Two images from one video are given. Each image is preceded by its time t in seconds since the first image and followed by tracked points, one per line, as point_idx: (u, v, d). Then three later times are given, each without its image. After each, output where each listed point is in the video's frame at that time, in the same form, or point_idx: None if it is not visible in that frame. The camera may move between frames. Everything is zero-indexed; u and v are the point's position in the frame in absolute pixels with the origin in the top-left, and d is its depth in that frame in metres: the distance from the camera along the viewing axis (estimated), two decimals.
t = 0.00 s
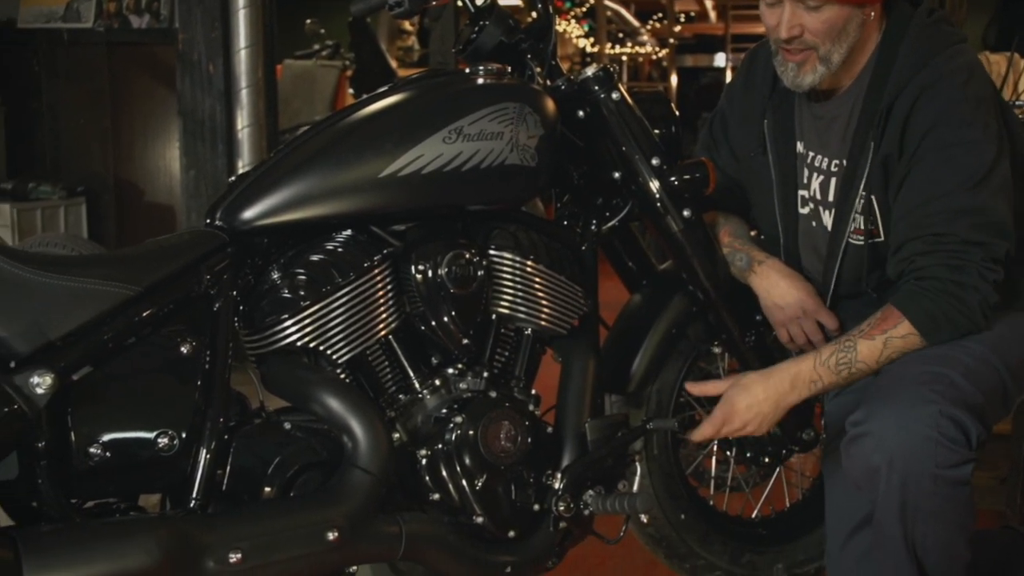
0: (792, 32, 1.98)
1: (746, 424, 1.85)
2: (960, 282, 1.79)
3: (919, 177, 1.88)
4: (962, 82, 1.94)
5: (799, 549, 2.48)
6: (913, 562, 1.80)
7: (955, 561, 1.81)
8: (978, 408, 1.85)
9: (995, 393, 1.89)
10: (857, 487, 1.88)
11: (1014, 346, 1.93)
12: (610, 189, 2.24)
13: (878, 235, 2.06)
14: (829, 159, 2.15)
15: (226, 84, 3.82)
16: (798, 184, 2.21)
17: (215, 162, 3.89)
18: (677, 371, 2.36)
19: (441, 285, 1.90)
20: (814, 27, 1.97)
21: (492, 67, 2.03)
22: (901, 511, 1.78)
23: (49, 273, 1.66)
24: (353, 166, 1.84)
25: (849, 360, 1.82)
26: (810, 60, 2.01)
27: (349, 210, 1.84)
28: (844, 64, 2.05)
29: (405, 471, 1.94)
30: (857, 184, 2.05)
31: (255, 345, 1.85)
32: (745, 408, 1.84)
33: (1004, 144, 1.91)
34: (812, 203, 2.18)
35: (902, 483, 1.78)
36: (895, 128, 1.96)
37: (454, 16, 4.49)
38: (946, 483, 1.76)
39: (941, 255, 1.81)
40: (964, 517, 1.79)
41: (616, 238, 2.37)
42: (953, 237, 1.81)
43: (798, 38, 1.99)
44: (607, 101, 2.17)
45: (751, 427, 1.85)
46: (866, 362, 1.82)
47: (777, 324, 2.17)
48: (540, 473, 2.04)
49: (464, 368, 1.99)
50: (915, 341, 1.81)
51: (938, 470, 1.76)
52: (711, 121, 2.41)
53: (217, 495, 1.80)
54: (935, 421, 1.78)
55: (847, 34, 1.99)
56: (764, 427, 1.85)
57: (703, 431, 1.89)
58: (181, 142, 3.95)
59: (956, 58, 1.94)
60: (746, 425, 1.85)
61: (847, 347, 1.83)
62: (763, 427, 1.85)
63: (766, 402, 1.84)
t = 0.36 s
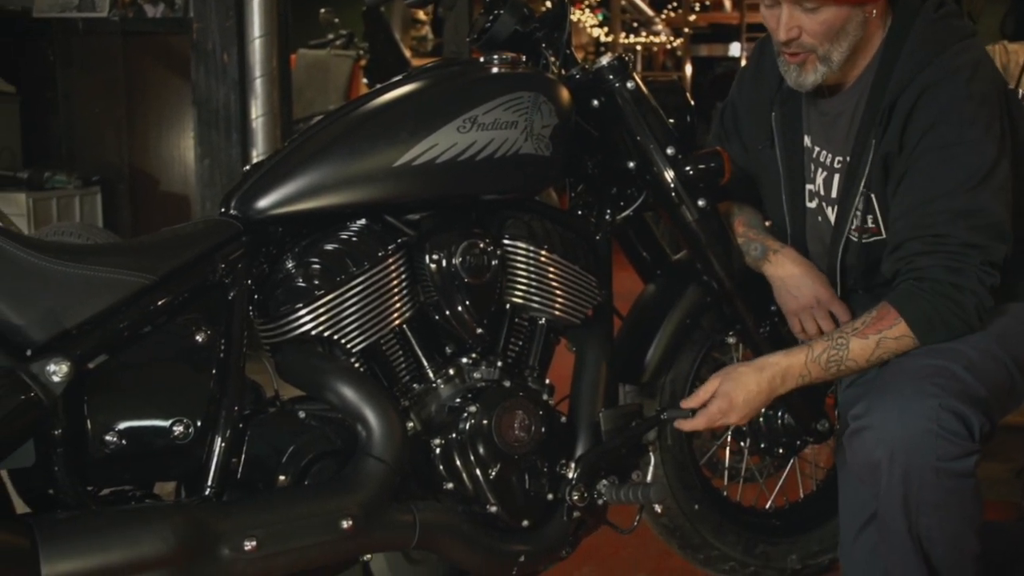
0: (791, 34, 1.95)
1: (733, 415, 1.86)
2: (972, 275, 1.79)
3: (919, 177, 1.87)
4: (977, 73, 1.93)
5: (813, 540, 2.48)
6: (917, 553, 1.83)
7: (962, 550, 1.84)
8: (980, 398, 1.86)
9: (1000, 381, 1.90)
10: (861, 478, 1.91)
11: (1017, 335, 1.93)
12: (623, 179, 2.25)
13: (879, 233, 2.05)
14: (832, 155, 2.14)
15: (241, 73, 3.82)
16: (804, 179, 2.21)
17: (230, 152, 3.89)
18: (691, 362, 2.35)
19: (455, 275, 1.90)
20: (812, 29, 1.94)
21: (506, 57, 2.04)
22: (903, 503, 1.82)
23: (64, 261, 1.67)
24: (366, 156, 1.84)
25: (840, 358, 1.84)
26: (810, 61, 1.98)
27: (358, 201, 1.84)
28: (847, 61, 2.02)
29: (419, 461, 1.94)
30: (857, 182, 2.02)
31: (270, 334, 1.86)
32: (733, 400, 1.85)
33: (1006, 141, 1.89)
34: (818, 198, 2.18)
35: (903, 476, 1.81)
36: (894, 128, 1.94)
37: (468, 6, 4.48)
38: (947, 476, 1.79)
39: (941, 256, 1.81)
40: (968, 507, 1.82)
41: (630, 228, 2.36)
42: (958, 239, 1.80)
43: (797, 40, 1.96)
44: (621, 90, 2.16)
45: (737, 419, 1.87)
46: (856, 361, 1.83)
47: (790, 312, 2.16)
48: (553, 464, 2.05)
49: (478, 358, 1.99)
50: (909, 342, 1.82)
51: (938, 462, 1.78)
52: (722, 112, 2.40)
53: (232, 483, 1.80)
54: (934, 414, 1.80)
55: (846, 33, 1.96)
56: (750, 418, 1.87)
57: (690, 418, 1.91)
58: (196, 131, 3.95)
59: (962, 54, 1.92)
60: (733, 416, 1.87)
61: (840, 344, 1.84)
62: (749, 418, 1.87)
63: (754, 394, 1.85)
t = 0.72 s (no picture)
0: (791, 37, 1.92)
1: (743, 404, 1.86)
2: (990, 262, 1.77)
3: (921, 175, 1.85)
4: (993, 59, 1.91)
5: (827, 527, 2.48)
6: (932, 546, 1.83)
7: (977, 542, 1.84)
8: (994, 390, 1.85)
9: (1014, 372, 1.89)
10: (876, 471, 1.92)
11: None
12: (639, 164, 2.24)
13: (886, 228, 2.04)
14: (834, 149, 2.14)
15: (254, 59, 3.80)
16: (809, 173, 2.21)
17: (243, 138, 3.90)
18: (704, 349, 2.34)
19: (469, 260, 1.89)
20: (812, 29, 1.91)
21: (520, 42, 2.02)
22: (917, 497, 1.82)
23: (77, 246, 1.66)
24: (380, 141, 1.83)
25: (852, 348, 1.83)
26: (816, 61, 1.96)
27: (383, 181, 1.84)
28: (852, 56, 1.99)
29: (433, 446, 1.94)
30: (860, 176, 2.02)
31: (284, 319, 1.86)
32: (743, 389, 1.85)
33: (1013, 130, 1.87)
34: (823, 192, 2.19)
35: (917, 470, 1.81)
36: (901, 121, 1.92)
37: None
38: (961, 469, 1.79)
39: (954, 249, 1.78)
40: (982, 500, 1.82)
41: (644, 214, 2.36)
42: (969, 231, 1.78)
43: (798, 42, 1.93)
44: (636, 75, 2.15)
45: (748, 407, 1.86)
46: (868, 351, 1.82)
47: (804, 298, 2.16)
48: (567, 449, 2.05)
49: (491, 343, 1.99)
50: (921, 334, 1.80)
51: (953, 457, 1.78)
52: (730, 101, 2.40)
53: (247, 467, 1.81)
54: (948, 408, 1.79)
55: (847, 29, 1.93)
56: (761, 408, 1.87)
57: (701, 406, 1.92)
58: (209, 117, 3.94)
59: (963, 44, 1.92)
60: (743, 404, 1.87)
61: (851, 335, 1.83)
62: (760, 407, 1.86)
63: (764, 383, 1.85)
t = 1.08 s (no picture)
0: (798, 2, 1.99)
1: (761, 396, 1.85)
2: (1010, 251, 1.76)
3: (942, 156, 1.85)
4: (1016, 45, 1.89)
5: (839, 515, 2.47)
6: (950, 534, 1.82)
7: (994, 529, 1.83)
8: (1014, 377, 1.85)
9: None
10: (893, 459, 1.90)
11: None
12: (652, 150, 2.23)
13: (906, 212, 2.02)
14: (857, 133, 2.13)
15: (266, 45, 3.80)
16: (830, 158, 2.19)
17: (255, 125, 3.90)
18: (716, 337, 2.34)
19: (481, 247, 1.89)
20: None
21: (533, 27, 2.01)
22: (937, 484, 1.80)
23: (91, 231, 1.67)
24: (393, 127, 1.83)
25: (875, 340, 1.80)
26: (819, 30, 2.00)
27: (386, 171, 1.83)
28: (861, 34, 2.03)
29: (444, 433, 1.94)
30: (882, 162, 2.03)
31: (296, 306, 1.86)
32: (760, 382, 1.84)
33: None
34: (842, 178, 2.17)
35: (937, 457, 1.79)
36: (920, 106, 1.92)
37: None
38: (981, 456, 1.78)
39: (973, 235, 1.78)
40: (1000, 487, 1.81)
41: (657, 201, 2.35)
42: (989, 216, 1.78)
43: (804, 8, 1.99)
44: (649, 62, 2.14)
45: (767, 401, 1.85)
46: (891, 343, 1.80)
47: (819, 286, 2.15)
48: (578, 436, 2.05)
49: (502, 331, 1.99)
50: (946, 323, 1.78)
51: (973, 443, 1.77)
52: (746, 86, 2.40)
53: (258, 454, 1.81)
54: (969, 395, 1.78)
55: (858, 5, 1.97)
56: (782, 400, 1.85)
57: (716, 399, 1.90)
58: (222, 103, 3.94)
59: (987, 27, 1.90)
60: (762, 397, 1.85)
61: (873, 325, 1.81)
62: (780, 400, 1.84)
63: (784, 376, 1.83)
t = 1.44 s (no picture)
0: None
1: (785, 380, 1.85)
2: None
3: (973, 144, 1.84)
4: None
5: (849, 506, 2.47)
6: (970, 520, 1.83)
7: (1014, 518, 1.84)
8: None
9: None
10: (916, 444, 1.90)
11: None
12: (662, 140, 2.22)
13: (934, 199, 2.02)
14: (883, 121, 2.12)
15: (278, 35, 3.80)
16: (853, 145, 2.18)
17: (267, 115, 3.92)
18: (728, 328, 2.34)
19: (492, 238, 1.89)
20: None
21: (545, 17, 2.00)
22: (962, 471, 1.81)
23: (104, 220, 1.67)
24: (404, 117, 1.83)
25: (901, 320, 1.81)
26: (846, 6, 2.00)
27: (393, 162, 1.83)
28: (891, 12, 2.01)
29: (455, 423, 1.95)
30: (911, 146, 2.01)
31: (308, 295, 1.86)
32: (784, 362, 1.84)
33: None
34: (866, 164, 2.16)
35: (962, 443, 1.79)
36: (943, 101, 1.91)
37: None
38: (1008, 443, 1.78)
39: (1005, 222, 1.77)
40: None
41: (669, 191, 2.34)
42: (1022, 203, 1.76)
43: None
44: (662, 51, 2.13)
45: (792, 384, 1.85)
46: (918, 324, 1.80)
47: (834, 276, 2.14)
48: (589, 427, 2.05)
49: (514, 321, 1.99)
50: (975, 308, 1.77)
51: (1001, 431, 1.77)
52: (766, 75, 2.40)
53: (270, 443, 1.81)
54: (999, 381, 1.78)
55: None
56: (808, 381, 1.84)
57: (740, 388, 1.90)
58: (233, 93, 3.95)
59: (1015, 17, 1.86)
60: (787, 380, 1.85)
61: (900, 307, 1.82)
62: (805, 382, 1.84)
63: (809, 356, 1.83)
